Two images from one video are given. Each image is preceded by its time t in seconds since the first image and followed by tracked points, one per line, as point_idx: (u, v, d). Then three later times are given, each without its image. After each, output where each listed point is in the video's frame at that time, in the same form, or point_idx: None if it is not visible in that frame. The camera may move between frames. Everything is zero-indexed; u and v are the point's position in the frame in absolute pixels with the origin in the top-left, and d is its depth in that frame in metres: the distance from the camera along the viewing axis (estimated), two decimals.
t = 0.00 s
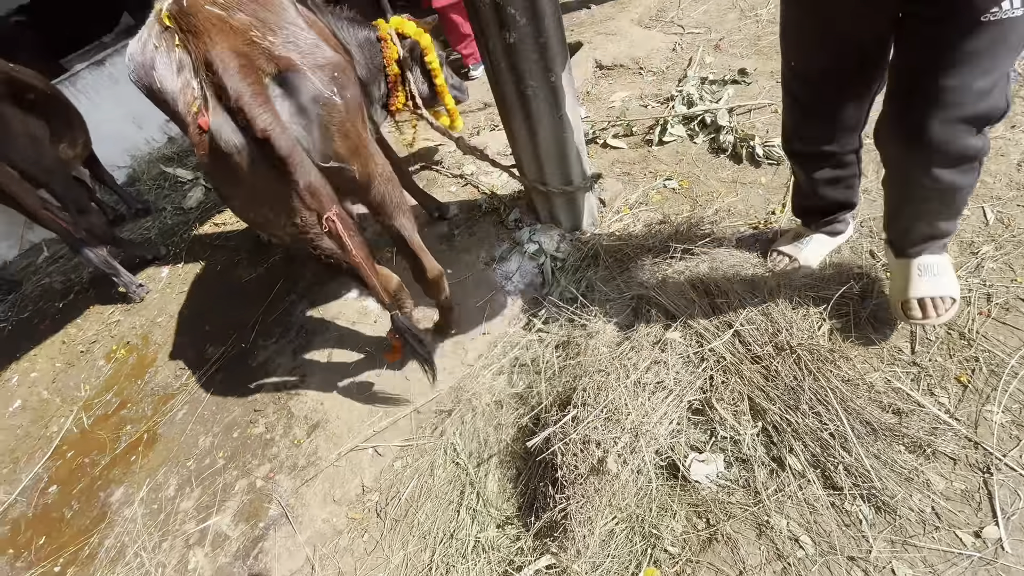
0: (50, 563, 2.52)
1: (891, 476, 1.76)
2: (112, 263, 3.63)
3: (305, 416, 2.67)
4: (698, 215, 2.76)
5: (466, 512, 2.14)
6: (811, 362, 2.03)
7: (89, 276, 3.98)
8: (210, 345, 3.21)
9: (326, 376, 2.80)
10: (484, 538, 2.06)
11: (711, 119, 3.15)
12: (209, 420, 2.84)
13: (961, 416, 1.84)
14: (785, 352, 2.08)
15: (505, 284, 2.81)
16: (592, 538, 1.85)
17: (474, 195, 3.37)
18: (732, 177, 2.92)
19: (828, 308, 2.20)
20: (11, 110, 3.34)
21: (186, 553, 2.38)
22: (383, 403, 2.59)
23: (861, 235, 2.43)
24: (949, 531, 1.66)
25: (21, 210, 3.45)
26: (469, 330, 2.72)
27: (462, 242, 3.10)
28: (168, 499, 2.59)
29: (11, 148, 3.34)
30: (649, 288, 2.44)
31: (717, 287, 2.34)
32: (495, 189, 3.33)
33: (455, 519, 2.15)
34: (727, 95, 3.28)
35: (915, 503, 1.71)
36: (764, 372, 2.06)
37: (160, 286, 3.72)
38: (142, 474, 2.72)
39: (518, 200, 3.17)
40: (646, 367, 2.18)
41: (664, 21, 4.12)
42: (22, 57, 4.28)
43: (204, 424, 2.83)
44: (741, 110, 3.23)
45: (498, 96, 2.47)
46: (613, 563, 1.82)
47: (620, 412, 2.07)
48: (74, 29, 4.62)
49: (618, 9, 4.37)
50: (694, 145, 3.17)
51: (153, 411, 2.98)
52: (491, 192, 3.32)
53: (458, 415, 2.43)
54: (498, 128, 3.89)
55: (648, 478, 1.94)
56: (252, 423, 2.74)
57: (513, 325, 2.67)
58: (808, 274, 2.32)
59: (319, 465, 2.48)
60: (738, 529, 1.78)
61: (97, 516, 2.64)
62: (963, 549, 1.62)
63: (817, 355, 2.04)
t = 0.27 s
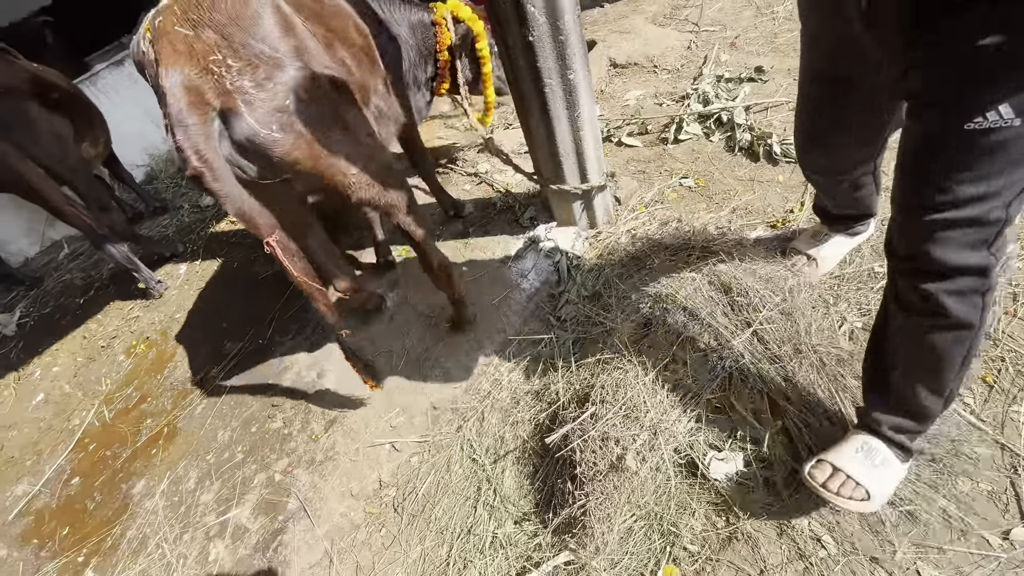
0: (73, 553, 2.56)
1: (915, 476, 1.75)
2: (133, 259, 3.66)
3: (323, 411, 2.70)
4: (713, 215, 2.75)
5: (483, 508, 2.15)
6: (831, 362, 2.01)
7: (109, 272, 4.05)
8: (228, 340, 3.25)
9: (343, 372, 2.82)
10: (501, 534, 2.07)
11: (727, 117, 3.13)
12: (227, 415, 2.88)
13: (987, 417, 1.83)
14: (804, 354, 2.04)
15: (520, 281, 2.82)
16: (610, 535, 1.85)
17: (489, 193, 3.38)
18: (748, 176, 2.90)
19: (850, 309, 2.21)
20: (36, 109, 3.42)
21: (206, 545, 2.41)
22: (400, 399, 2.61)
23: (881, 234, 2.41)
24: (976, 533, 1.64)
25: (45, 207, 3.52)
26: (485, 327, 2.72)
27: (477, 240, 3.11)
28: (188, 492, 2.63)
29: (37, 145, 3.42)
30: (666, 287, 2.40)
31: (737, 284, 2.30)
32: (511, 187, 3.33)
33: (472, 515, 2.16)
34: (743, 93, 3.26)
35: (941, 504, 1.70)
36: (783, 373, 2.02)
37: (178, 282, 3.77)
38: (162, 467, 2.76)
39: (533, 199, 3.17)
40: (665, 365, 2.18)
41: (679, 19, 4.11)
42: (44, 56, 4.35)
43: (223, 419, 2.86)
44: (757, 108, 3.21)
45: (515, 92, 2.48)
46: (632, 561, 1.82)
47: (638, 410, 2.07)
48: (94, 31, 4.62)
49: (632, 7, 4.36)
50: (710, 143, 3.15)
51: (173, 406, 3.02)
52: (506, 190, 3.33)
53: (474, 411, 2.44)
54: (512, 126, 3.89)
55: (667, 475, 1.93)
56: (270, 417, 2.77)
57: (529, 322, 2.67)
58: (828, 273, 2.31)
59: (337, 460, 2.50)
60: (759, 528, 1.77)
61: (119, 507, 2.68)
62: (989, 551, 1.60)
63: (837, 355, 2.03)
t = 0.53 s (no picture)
0: (95, 540, 2.61)
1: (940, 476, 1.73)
2: (153, 252, 3.70)
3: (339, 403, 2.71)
4: (732, 211, 2.72)
5: (499, 501, 2.16)
6: (852, 360, 1.99)
7: (128, 265, 4.10)
8: (246, 333, 3.27)
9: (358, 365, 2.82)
10: (518, 527, 2.08)
11: (745, 114, 3.10)
12: (245, 406, 2.90)
13: (1016, 416, 1.80)
14: (825, 349, 2.04)
15: (536, 276, 2.82)
16: (628, 529, 1.85)
17: (505, 188, 3.38)
18: (767, 172, 2.87)
19: (874, 306, 2.15)
20: (60, 102, 3.44)
21: (225, 533, 2.44)
22: (415, 392, 2.61)
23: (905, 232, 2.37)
24: (1004, 534, 1.62)
25: (68, 199, 3.57)
26: (500, 322, 2.72)
27: (493, 235, 3.11)
28: (207, 481, 2.66)
29: (60, 138, 3.49)
30: (686, 282, 2.42)
31: (759, 280, 2.32)
32: (527, 183, 3.33)
33: (488, 507, 2.16)
34: (761, 89, 3.22)
35: (968, 503, 1.68)
36: (804, 370, 2.02)
37: (195, 275, 3.81)
38: (181, 457, 2.79)
39: (549, 194, 3.17)
40: (683, 359, 2.17)
41: (696, 15, 4.07)
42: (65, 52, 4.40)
43: (240, 410, 2.89)
44: (776, 104, 3.17)
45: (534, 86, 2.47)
46: (651, 555, 1.82)
47: (657, 404, 2.06)
48: (115, 26, 4.78)
49: (648, 3, 4.33)
50: (728, 139, 3.13)
51: (191, 397, 3.05)
52: (521, 185, 3.32)
53: (490, 405, 2.44)
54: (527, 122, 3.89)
55: (686, 470, 1.93)
56: (287, 409, 2.79)
57: (545, 317, 2.67)
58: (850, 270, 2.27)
59: (354, 452, 2.52)
60: (779, 525, 1.76)
61: (139, 495, 2.72)
62: (1018, 552, 1.58)
63: (859, 353, 2.00)
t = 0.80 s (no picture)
0: (126, 527, 2.69)
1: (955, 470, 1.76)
2: (176, 250, 3.79)
3: (360, 397, 2.78)
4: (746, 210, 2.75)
5: (518, 492, 2.21)
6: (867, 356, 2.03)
7: (151, 263, 4.20)
8: (266, 329, 3.34)
9: (378, 360, 2.89)
10: (537, 517, 2.12)
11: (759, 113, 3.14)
12: (267, 399, 2.98)
13: None
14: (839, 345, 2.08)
15: (552, 274, 2.87)
16: (647, 519, 1.90)
17: (520, 187, 3.43)
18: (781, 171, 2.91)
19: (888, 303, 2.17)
20: (88, 103, 3.56)
21: (251, 522, 2.52)
22: (434, 387, 2.67)
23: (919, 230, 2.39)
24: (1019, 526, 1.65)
25: (95, 199, 3.67)
26: (517, 318, 2.77)
27: (509, 233, 3.16)
28: (232, 471, 2.74)
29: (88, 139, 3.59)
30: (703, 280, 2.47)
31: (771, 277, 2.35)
32: (542, 182, 3.38)
33: (508, 498, 2.22)
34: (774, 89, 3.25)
35: (983, 496, 1.72)
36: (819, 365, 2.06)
37: (217, 273, 3.90)
38: (207, 448, 2.88)
39: (564, 193, 3.21)
40: (699, 355, 2.22)
41: (708, 15, 4.10)
42: (89, 55, 4.51)
43: (263, 403, 2.96)
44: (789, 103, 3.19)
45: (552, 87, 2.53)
46: (668, 545, 1.86)
47: (674, 398, 2.11)
48: (134, 29, 4.77)
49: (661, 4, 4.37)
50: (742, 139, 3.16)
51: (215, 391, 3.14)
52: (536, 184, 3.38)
53: (508, 400, 2.49)
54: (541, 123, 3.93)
55: (703, 463, 1.97)
56: (309, 403, 2.87)
57: (561, 313, 2.72)
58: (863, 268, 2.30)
59: (375, 444, 2.59)
60: (796, 516, 1.80)
61: (167, 484, 2.81)
62: None
63: (872, 350, 2.03)
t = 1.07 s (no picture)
0: (136, 522, 2.72)
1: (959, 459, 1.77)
2: (181, 247, 3.79)
3: (366, 391, 2.79)
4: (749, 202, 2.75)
5: (524, 484, 2.24)
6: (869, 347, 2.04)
7: (157, 262, 4.23)
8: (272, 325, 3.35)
9: (384, 355, 2.89)
10: (544, 508, 2.14)
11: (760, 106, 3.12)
12: (274, 395, 3.00)
13: None
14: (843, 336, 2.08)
15: (556, 268, 2.89)
16: (651, 507, 1.94)
17: (523, 182, 3.42)
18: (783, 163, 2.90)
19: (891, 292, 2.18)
20: (93, 102, 3.57)
21: (260, 515, 2.54)
22: (440, 381, 2.68)
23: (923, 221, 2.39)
24: None
25: (101, 198, 3.70)
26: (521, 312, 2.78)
27: (512, 228, 3.17)
28: (240, 466, 2.76)
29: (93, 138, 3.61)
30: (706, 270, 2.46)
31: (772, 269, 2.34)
32: (545, 177, 3.38)
33: (514, 490, 2.24)
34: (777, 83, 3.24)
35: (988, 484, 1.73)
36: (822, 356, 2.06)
37: (222, 271, 3.92)
38: (215, 444, 2.91)
39: (567, 188, 3.22)
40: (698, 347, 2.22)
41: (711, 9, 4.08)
42: (92, 55, 4.52)
43: (269, 399, 2.98)
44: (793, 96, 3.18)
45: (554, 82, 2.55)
46: (676, 536, 1.87)
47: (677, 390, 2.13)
48: (136, 29, 4.78)
49: None
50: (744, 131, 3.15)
51: (221, 388, 3.15)
52: (539, 179, 3.39)
53: (513, 393, 2.51)
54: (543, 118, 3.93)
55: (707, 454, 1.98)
56: (314, 398, 2.88)
57: (566, 307, 2.73)
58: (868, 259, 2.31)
59: (382, 438, 2.60)
60: (801, 505, 1.82)
61: (176, 480, 2.84)
62: None
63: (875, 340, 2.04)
